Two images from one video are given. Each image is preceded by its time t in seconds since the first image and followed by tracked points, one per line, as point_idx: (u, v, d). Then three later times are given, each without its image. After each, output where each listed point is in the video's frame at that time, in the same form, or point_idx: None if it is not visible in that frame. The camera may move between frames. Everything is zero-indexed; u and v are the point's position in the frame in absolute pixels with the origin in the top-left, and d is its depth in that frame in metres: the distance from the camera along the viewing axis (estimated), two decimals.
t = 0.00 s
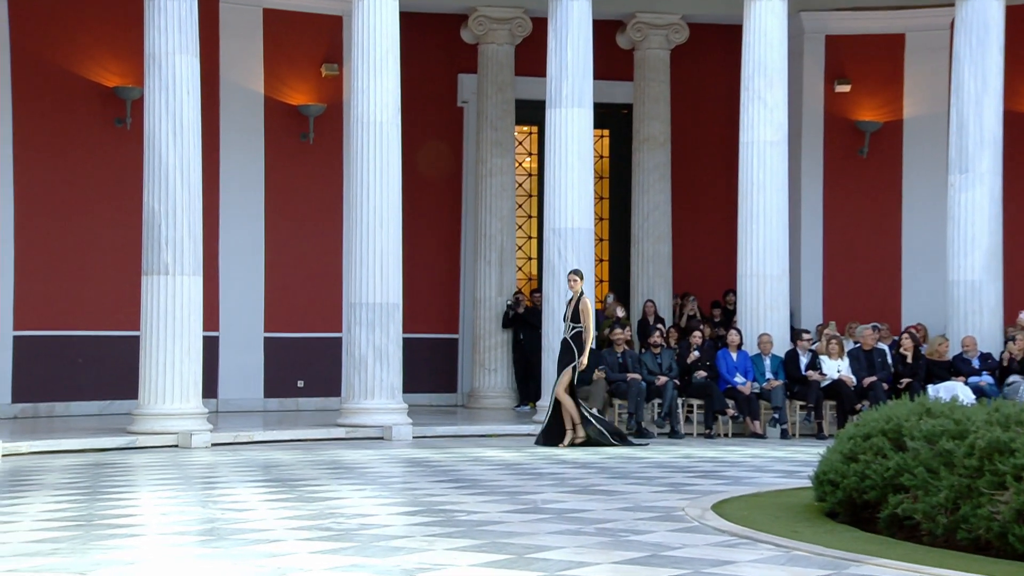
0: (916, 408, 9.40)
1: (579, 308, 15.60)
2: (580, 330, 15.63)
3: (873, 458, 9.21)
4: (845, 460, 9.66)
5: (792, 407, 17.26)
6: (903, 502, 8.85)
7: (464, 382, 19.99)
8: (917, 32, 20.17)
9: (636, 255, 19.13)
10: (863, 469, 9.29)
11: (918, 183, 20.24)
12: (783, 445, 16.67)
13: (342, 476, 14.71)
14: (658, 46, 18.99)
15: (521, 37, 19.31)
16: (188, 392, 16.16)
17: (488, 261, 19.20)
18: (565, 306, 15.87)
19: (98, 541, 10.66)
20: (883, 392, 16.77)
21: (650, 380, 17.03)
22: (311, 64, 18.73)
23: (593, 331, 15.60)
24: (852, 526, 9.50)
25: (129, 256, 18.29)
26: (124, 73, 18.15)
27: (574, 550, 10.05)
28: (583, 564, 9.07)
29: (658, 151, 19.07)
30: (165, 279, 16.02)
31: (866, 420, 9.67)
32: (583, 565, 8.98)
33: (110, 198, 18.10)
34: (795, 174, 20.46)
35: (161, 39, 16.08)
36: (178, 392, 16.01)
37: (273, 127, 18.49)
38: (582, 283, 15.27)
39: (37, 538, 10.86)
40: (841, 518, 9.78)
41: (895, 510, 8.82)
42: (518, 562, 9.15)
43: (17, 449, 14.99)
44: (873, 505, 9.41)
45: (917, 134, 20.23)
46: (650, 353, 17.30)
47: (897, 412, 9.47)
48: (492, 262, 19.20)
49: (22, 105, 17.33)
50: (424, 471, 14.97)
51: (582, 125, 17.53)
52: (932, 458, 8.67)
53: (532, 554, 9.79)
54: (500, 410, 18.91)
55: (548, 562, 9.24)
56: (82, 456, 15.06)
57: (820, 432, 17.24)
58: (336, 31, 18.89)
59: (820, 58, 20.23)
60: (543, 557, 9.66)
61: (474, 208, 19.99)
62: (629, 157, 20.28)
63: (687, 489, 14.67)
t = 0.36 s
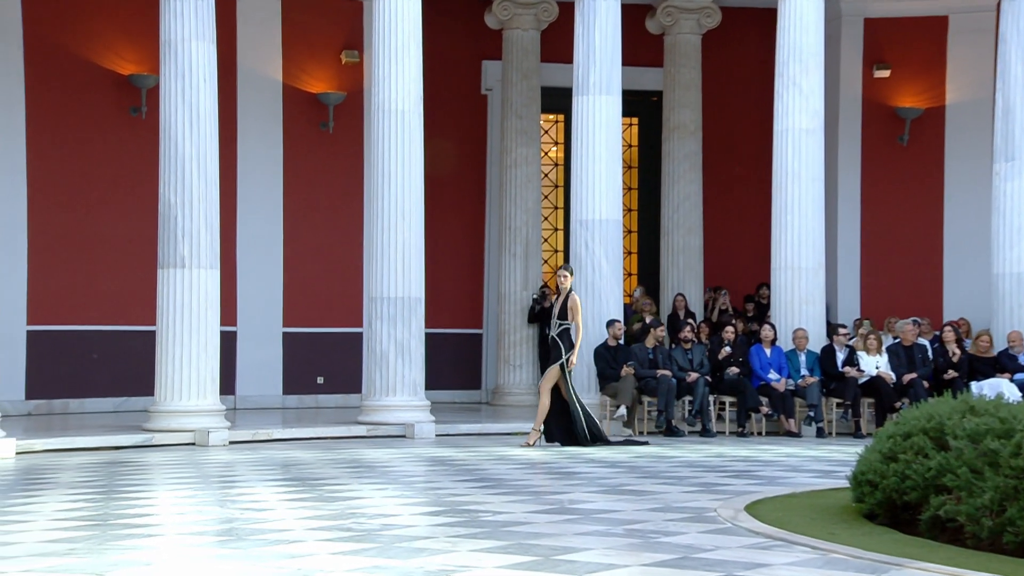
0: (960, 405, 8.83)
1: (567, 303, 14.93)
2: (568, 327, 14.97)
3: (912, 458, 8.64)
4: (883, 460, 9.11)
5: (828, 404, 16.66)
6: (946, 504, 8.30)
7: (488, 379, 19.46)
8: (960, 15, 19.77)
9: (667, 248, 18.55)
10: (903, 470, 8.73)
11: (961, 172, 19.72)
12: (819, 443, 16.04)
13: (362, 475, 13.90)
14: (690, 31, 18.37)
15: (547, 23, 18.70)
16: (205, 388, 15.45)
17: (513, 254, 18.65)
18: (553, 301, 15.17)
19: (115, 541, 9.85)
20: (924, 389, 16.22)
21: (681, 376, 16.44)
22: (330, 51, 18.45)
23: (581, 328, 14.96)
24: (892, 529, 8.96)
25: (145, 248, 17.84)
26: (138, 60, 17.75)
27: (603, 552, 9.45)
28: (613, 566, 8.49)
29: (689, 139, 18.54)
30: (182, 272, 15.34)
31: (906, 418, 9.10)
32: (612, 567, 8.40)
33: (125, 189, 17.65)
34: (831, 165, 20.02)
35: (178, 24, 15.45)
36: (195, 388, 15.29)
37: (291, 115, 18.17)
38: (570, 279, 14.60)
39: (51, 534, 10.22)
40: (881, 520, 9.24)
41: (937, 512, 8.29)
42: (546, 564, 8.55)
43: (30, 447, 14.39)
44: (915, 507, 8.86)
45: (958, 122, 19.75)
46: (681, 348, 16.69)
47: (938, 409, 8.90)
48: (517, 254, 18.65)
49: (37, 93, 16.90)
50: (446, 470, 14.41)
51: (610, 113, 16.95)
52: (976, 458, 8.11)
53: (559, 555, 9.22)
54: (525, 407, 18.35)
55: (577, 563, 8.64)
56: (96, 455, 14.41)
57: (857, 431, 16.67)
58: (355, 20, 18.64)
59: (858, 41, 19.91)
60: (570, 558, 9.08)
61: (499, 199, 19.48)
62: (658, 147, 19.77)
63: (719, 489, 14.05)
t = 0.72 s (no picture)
0: (1004, 401, 8.33)
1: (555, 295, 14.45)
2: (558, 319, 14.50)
3: (955, 458, 8.18)
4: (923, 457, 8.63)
5: (865, 403, 16.05)
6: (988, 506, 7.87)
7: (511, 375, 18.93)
8: None
9: (696, 240, 18.01)
10: (944, 470, 8.27)
11: (1004, 160, 19.24)
12: (855, 443, 15.41)
13: (383, 474, 13.35)
14: (721, 16, 17.76)
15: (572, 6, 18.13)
16: (221, 385, 14.84)
17: (538, 246, 18.07)
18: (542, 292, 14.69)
19: (131, 542, 9.26)
20: (967, 387, 15.62)
21: (711, 373, 15.84)
22: (349, 37, 17.98)
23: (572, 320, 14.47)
24: (933, 531, 8.50)
25: (160, 241, 17.39)
26: (151, 47, 17.30)
27: (631, 555, 8.88)
28: (645, 569, 7.92)
29: (720, 128, 17.94)
30: (198, 267, 14.72)
31: (947, 414, 8.61)
32: (643, 571, 7.82)
33: (139, 180, 17.19)
34: (868, 154, 19.44)
35: (193, 10, 14.83)
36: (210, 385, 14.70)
37: (309, 103, 17.73)
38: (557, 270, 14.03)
39: (62, 534, 9.67)
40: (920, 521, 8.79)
41: (981, 514, 7.86)
42: (573, 567, 8.00)
43: (43, 446, 13.78)
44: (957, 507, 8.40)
45: (1001, 109, 19.24)
46: (711, 344, 16.09)
47: (981, 405, 8.41)
48: (541, 247, 18.07)
49: (49, 80, 16.45)
50: (468, 469, 13.85)
51: (638, 100, 16.37)
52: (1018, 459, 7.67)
53: (587, 558, 8.66)
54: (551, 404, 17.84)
55: (605, 566, 8.08)
56: (111, 453, 13.79)
57: (895, 430, 16.06)
58: (375, 6, 18.16)
59: (897, 25, 19.29)
60: (598, 561, 8.51)
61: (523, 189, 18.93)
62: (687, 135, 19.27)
63: (752, 490, 13.46)
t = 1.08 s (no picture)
0: None
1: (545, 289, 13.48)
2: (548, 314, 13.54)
3: (1003, 458, 7.71)
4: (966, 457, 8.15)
5: (907, 400, 15.42)
6: None
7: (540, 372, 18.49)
8: None
9: (730, 232, 17.45)
10: (992, 471, 7.80)
11: None
12: (897, 442, 14.77)
13: (406, 474, 12.81)
14: None
15: None
16: (241, 381, 14.28)
17: (566, 239, 17.53)
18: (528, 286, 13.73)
19: (152, 543, 8.66)
20: (1015, 384, 14.98)
21: (746, 370, 15.25)
22: (372, 23, 17.50)
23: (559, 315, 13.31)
24: (980, 534, 8.04)
25: (179, 234, 16.93)
26: (170, 33, 16.83)
27: (664, 557, 8.33)
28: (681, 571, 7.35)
29: (756, 115, 17.38)
30: (217, 259, 14.14)
31: (992, 410, 8.11)
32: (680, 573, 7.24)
33: (156, 171, 16.74)
34: (910, 142, 18.83)
35: None
36: (229, 381, 14.17)
37: (327, 86, 17.26)
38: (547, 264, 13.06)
39: (76, 532, 9.17)
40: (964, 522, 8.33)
41: None
42: (606, 568, 7.44)
43: (59, 442, 13.16)
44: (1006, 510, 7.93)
45: None
46: (746, 339, 15.49)
47: None
48: (569, 239, 17.55)
49: (64, 67, 16.06)
50: (494, 468, 13.31)
51: (669, 87, 15.79)
52: None
53: (619, 561, 8.09)
54: (580, 402, 17.38)
55: (639, 568, 7.51)
56: (128, 451, 13.21)
57: (939, 429, 15.44)
58: None
59: (941, 9, 18.69)
60: (630, 563, 7.94)
61: (550, 179, 18.42)
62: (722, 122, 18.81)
63: (789, 490, 12.85)
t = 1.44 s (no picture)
0: None
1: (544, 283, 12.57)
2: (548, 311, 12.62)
3: None
4: None
5: (958, 398, 14.80)
6: None
7: (574, 368, 18.01)
8: None
9: (771, 223, 16.93)
10: None
11: None
12: (947, 442, 14.13)
13: (434, 473, 12.30)
14: None
15: None
16: (267, 377, 13.77)
17: (601, 231, 17.02)
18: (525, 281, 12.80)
19: (177, 543, 8.14)
20: None
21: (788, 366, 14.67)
22: (401, 9, 17.07)
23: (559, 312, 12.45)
24: None
25: (204, 227, 16.49)
26: (194, 20, 16.39)
27: (704, 559, 7.78)
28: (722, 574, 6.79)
29: (799, 102, 16.78)
30: (242, 251, 13.62)
31: None
32: None
33: (180, 162, 16.30)
34: (960, 130, 18.22)
35: None
36: (255, 377, 13.65)
37: (356, 74, 16.83)
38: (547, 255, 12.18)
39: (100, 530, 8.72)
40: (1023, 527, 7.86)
41: None
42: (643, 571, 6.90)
43: (82, 440, 12.74)
44: None
45: None
46: (788, 335, 14.92)
47: None
48: (604, 231, 17.02)
49: (86, 55, 15.67)
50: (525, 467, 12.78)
51: (708, 73, 15.23)
52: None
53: (656, 563, 7.54)
54: (615, 399, 16.84)
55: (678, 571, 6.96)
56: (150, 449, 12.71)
57: (991, 428, 14.80)
58: None
59: None
60: (669, 566, 7.38)
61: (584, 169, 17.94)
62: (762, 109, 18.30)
63: (834, 490, 12.24)
